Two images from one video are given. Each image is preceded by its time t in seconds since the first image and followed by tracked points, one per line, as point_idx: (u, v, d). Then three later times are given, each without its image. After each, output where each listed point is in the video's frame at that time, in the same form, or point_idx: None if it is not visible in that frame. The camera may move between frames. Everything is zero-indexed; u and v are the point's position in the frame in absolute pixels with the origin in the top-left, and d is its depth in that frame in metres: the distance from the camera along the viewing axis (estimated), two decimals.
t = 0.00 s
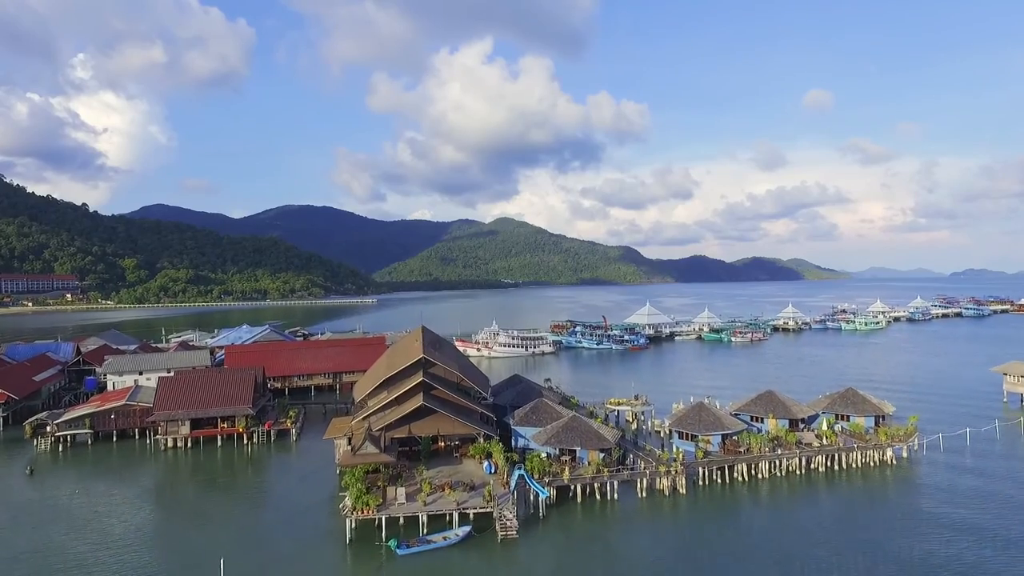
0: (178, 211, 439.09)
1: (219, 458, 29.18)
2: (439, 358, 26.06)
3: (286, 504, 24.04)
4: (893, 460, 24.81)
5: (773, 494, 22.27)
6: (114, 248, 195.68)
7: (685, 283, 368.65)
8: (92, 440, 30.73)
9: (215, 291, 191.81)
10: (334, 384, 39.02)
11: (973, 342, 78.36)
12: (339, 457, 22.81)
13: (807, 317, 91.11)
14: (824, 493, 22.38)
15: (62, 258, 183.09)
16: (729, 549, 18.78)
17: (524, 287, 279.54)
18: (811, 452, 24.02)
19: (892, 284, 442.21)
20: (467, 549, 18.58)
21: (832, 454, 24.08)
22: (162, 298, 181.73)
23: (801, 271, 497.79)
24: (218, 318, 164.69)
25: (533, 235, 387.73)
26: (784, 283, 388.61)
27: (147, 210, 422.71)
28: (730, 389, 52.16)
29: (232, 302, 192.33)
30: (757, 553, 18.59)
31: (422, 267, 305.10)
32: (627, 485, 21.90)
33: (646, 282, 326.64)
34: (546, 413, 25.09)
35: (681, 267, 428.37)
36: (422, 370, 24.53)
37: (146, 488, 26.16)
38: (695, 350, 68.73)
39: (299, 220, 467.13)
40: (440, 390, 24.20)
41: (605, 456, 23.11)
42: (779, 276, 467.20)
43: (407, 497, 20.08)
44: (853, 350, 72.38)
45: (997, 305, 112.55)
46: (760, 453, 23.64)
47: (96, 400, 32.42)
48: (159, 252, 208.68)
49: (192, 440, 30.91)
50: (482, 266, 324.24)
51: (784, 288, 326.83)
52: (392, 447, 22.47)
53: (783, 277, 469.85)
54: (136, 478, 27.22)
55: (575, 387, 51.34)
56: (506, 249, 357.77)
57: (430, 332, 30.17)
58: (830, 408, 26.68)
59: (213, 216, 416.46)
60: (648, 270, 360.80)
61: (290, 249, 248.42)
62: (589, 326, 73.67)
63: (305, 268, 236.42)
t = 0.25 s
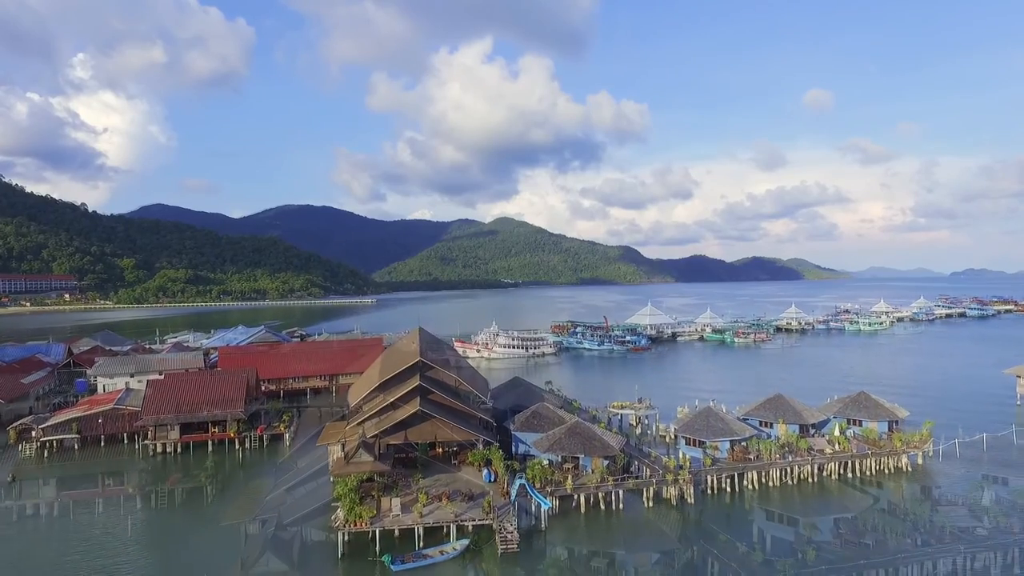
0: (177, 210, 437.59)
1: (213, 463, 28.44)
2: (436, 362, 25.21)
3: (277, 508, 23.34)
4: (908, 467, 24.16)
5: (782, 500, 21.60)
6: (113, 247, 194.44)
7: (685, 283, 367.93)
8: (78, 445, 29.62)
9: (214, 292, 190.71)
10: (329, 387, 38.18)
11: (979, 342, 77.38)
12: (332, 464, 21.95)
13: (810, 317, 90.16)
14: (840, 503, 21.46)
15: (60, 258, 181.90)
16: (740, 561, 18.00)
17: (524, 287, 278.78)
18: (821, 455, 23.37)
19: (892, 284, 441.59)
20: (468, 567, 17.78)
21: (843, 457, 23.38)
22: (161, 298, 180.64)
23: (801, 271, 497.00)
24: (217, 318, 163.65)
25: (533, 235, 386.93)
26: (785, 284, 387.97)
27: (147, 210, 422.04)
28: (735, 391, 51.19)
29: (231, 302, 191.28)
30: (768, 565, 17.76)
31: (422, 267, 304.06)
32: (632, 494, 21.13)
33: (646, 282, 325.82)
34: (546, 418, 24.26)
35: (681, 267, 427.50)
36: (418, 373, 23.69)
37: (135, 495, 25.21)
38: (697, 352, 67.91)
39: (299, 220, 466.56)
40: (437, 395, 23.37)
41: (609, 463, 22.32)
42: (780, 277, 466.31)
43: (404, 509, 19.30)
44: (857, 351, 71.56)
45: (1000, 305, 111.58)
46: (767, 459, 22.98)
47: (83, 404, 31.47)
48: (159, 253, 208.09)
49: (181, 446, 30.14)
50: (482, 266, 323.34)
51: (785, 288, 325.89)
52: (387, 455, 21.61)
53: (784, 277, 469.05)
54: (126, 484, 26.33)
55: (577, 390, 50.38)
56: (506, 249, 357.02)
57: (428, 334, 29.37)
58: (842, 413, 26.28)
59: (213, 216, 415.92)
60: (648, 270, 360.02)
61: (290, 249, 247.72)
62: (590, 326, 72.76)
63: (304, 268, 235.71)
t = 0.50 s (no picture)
0: (176, 210, 436.07)
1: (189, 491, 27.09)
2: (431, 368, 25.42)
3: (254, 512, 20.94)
4: (925, 471, 23.45)
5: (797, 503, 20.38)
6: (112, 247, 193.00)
7: (685, 283, 366.77)
8: (64, 450, 27.39)
9: (213, 291, 189.53)
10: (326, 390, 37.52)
11: (985, 343, 76.31)
12: (325, 470, 20.91)
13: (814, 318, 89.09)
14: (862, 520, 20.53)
15: (58, 257, 180.60)
16: None
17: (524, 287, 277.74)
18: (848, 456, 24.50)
19: (892, 283, 440.23)
20: None
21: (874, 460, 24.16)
22: (160, 298, 179.46)
23: (802, 270, 496.10)
24: (216, 318, 162.49)
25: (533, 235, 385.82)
26: (785, 283, 386.77)
27: (147, 209, 420.43)
28: (740, 394, 50.23)
29: (230, 302, 190.12)
30: None
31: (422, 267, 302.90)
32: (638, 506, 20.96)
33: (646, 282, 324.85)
34: (546, 423, 24.54)
35: (681, 267, 426.44)
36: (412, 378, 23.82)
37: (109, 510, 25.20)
38: (700, 354, 67.01)
39: (298, 219, 465.10)
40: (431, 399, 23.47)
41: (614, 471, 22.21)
42: (780, 277, 465.38)
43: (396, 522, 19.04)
44: (861, 351, 70.58)
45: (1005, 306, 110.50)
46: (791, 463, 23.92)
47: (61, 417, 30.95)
48: (159, 253, 206.77)
49: (170, 451, 31.55)
50: (482, 266, 322.30)
51: (785, 288, 324.77)
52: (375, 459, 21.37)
53: (784, 277, 468.21)
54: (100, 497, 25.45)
55: (579, 394, 49.47)
56: (506, 249, 355.94)
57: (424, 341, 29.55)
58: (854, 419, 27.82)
59: (213, 215, 414.51)
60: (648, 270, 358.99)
61: (290, 248, 246.37)
62: (591, 329, 71.88)
63: (304, 268, 234.36)
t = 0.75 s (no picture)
0: (172, 210, 427.67)
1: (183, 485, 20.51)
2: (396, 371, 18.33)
3: (249, 524, 13.99)
4: None
5: (804, 506, 14.20)
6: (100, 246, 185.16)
7: (689, 283, 357.25)
8: None
9: (205, 291, 181.57)
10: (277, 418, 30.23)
11: None
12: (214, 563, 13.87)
13: (844, 319, 80.86)
14: None
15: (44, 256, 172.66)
16: None
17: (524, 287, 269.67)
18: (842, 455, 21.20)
19: (901, 284, 430.26)
20: None
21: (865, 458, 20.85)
22: (149, 298, 171.48)
23: (806, 271, 488.21)
24: (206, 319, 154.51)
25: (533, 234, 378.12)
26: (791, 283, 377.05)
27: (142, 209, 413.16)
28: (781, 405, 41.75)
29: (222, 301, 182.24)
30: None
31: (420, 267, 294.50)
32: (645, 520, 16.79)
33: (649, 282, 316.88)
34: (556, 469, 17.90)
35: (684, 267, 418.46)
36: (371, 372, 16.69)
37: (87, 521, 18.33)
38: (726, 359, 58.83)
39: (295, 219, 457.38)
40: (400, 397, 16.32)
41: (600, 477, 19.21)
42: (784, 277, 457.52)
43: None
44: (909, 356, 61.79)
45: None
46: (781, 466, 21.80)
47: (26, 420, 23.65)
48: (146, 251, 198.83)
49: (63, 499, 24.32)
50: (482, 266, 313.70)
51: (792, 288, 316.70)
52: (337, 477, 14.00)
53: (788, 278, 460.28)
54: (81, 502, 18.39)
55: (581, 400, 40.90)
56: (506, 248, 348.14)
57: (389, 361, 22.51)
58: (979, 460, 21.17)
59: (209, 215, 406.97)
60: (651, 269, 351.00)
61: (283, 247, 238.44)
62: (601, 332, 63.56)
63: (297, 267, 226.34)
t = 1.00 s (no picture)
0: (170, 210, 426.42)
1: (167, 493, 19.32)
2: (388, 373, 17.05)
3: (229, 540, 12.92)
4: None
5: (824, 523, 13.22)
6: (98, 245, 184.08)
7: (689, 283, 356.16)
8: None
9: (203, 291, 180.58)
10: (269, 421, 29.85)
11: None
12: None
13: (847, 320, 79.67)
14: None
15: (42, 257, 171.60)
16: None
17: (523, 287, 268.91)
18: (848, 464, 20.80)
19: (901, 284, 429.12)
20: None
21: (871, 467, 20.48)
22: (147, 299, 170.45)
23: (805, 271, 487.31)
24: (204, 319, 153.58)
25: (533, 234, 377.18)
26: (791, 283, 375.98)
27: (142, 209, 412.85)
28: (787, 407, 40.65)
29: (220, 302, 181.31)
30: None
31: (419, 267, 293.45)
32: (653, 533, 15.46)
33: (648, 282, 316.03)
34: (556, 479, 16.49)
35: (684, 267, 417.71)
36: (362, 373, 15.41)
37: (64, 533, 17.21)
38: (729, 361, 57.77)
39: (295, 219, 456.83)
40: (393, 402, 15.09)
41: (603, 487, 18.44)
42: (783, 277, 456.73)
43: None
44: (915, 357, 60.70)
45: None
46: (788, 476, 21.41)
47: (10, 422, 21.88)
48: (145, 250, 197.85)
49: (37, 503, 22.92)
50: (481, 266, 312.70)
51: (792, 288, 315.86)
52: (324, 491, 12.91)
53: (787, 278, 459.54)
54: (58, 513, 17.15)
55: (581, 403, 39.87)
56: (505, 248, 347.44)
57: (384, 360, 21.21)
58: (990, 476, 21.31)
59: (209, 216, 406.57)
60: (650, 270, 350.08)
61: (282, 246, 237.45)
62: (601, 334, 62.61)
63: (296, 267, 225.44)
